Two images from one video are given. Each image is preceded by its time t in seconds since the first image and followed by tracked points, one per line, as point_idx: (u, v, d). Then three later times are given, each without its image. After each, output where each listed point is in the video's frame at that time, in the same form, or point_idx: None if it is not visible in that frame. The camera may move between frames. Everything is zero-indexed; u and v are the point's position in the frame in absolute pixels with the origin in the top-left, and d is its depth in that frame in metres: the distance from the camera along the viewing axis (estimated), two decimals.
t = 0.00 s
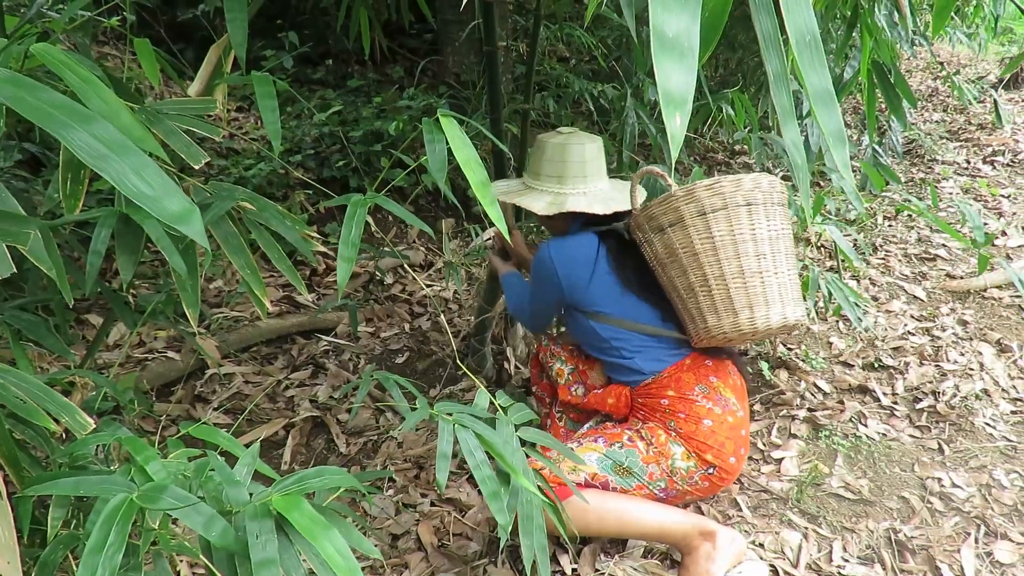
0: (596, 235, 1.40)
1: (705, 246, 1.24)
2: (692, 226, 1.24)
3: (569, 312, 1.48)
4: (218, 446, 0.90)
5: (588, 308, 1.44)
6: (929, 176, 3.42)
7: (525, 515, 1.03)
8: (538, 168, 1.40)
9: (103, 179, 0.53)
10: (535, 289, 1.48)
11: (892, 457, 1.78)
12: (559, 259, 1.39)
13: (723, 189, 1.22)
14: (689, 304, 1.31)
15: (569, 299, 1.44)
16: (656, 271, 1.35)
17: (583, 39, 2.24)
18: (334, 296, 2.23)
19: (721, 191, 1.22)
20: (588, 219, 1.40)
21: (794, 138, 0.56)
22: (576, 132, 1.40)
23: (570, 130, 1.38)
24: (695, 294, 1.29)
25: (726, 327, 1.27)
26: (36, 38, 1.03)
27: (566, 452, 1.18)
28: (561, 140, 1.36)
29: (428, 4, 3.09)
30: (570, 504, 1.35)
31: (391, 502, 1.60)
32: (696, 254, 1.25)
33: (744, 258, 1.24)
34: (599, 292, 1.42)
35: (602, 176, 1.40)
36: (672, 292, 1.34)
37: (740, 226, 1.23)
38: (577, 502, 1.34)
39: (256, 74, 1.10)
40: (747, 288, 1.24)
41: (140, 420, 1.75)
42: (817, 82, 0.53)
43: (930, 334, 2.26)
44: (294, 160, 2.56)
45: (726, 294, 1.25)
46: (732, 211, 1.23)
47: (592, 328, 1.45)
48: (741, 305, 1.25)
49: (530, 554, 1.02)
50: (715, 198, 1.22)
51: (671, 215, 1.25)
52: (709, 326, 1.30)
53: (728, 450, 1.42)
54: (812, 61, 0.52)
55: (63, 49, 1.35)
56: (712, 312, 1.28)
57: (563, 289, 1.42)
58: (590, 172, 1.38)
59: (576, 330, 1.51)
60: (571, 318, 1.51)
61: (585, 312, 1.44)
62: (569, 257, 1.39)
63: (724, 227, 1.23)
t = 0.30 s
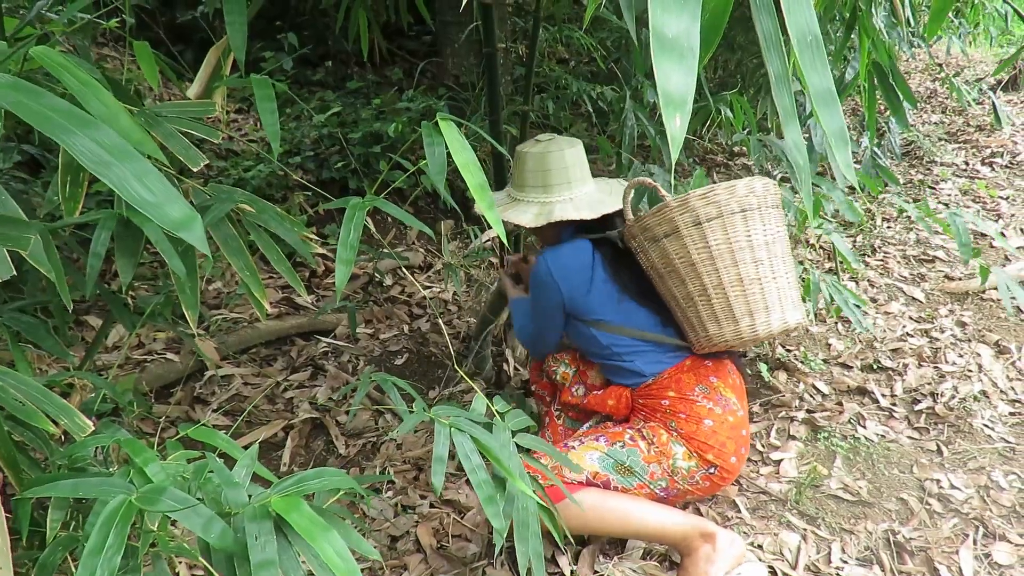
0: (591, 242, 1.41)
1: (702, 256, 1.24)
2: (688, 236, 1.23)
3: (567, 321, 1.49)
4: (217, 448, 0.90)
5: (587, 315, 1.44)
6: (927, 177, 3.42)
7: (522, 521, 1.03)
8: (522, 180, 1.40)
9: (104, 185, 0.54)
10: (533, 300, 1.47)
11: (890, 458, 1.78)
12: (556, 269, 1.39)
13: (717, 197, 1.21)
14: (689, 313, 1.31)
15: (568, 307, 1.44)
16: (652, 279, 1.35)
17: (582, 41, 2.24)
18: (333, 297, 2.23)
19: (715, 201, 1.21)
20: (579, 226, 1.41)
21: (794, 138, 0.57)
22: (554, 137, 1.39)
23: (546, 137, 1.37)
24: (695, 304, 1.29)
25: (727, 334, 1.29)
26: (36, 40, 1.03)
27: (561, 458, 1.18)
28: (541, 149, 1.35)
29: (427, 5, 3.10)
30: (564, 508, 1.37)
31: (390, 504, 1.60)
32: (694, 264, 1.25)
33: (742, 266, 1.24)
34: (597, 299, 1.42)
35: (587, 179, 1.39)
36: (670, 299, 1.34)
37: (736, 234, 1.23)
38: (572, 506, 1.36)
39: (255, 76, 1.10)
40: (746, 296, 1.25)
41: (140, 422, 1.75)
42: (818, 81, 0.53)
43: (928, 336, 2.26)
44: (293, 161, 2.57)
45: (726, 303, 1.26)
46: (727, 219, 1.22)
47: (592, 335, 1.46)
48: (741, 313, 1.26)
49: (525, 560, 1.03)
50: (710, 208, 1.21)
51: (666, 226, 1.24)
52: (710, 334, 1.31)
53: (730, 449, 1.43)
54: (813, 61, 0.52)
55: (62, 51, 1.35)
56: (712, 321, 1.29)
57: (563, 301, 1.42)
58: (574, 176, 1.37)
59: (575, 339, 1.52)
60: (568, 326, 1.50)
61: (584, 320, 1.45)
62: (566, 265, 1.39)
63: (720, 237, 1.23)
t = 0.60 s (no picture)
0: (594, 246, 1.38)
1: (707, 257, 1.23)
2: (692, 236, 1.23)
3: (569, 326, 1.46)
4: (217, 451, 0.90)
5: (591, 320, 1.42)
6: (926, 177, 3.43)
7: (524, 522, 1.03)
8: (521, 188, 1.38)
9: (105, 187, 0.54)
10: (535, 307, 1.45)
11: (890, 458, 1.78)
12: (559, 275, 1.36)
13: (720, 197, 1.21)
14: (695, 315, 1.31)
15: (571, 313, 1.42)
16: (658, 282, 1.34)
17: (581, 42, 2.25)
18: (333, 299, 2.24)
19: (718, 200, 1.20)
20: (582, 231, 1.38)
21: (793, 139, 0.57)
22: (552, 142, 1.37)
23: (543, 143, 1.35)
24: (701, 306, 1.29)
25: (734, 335, 1.28)
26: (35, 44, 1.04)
27: (563, 458, 1.17)
28: (539, 156, 1.33)
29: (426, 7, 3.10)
30: (563, 509, 1.37)
31: (391, 505, 1.60)
32: (699, 265, 1.24)
33: (747, 266, 1.23)
34: (602, 304, 1.40)
35: (587, 184, 1.37)
36: (676, 302, 1.34)
37: (741, 234, 1.22)
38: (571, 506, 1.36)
39: (254, 79, 1.10)
40: (753, 296, 1.24)
41: (140, 425, 1.75)
42: (815, 82, 0.53)
43: (928, 336, 2.26)
44: (292, 163, 2.57)
45: (732, 303, 1.25)
46: (731, 218, 1.21)
47: (596, 340, 1.44)
48: (747, 313, 1.25)
49: (528, 562, 1.03)
50: (713, 207, 1.20)
51: (669, 226, 1.23)
52: (716, 336, 1.30)
53: (734, 455, 1.43)
54: (810, 62, 0.52)
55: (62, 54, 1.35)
56: (719, 322, 1.28)
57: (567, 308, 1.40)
58: (574, 181, 1.35)
59: (579, 343, 1.50)
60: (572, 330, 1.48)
61: (588, 326, 1.43)
62: (569, 270, 1.36)
63: (725, 237, 1.22)
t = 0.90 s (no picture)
0: (606, 260, 1.37)
1: (721, 278, 1.22)
2: (705, 257, 1.22)
3: (580, 340, 1.45)
4: (214, 452, 0.90)
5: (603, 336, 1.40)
6: (923, 178, 3.44)
7: (524, 520, 1.03)
8: (531, 199, 1.39)
9: (100, 192, 0.54)
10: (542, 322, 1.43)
11: (887, 459, 1.78)
12: (571, 290, 1.35)
13: (735, 217, 1.20)
14: (709, 336, 1.31)
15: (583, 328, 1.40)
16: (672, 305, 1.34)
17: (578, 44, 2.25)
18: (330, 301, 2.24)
19: (733, 221, 1.20)
20: (590, 245, 1.39)
21: (789, 144, 0.57)
22: (562, 155, 1.38)
23: (553, 155, 1.36)
24: (715, 327, 1.29)
25: (749, 358, 1.28)
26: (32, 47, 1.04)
27: (564, 457, 1.17)
28: (547, 168, 1.34)
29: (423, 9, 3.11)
30: (570, 511, 1.39)
31: (389, 507, 1.60)
32: (713, 286, 1.24)
33: (762, 287, 1.23)
34: (614, 319, 1.38)
35: (597, 199, 1.38)
36: (689, 322, 1.33)
37: (756, 254, 1.21)
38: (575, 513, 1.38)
39: (251, 81, 1.10)
40: (768, 319, 1.24)
41: (137, 427, 1.75)
42: (811, 86, 0.53)
43: (924, 336, 2.27)
44: (289, 165, 2.57)
45: (747, 326, 1.25)
46: (746, 239, 1.21)
47: (607, 355, 1.43)
48: (763, 336, 1.25)
49: (528, 559, 1.03)
50: (726, 228, 1.20)
51: (683, 247, 1.22)
52: (731, 357, 1.31)
53: (741, 479, 1.44)
54: (807, 65, 0.52)
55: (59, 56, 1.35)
56: (733, 344, 1.28)
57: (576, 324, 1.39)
58: (582, 195, 1.35)
59: (589, 357, 1.49)
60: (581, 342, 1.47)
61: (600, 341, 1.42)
62: (581, 283, 1.35)
63: (740, 258, 1.21)
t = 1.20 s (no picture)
0: (601, 271, 1.35)
1: (713, 290, 1.21)
2: (697, 268, 1.21)
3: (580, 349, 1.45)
4: (213, 454, 0.90)
5: (602, 345, 1.40)
6: (920, 178, 3.44)
7: (523, 521, 1.04)
8: (531, 203, 1.39)
9: (102, 195, 0.54)
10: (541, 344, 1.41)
11: (886, 458, 1.79)
12: (568, 304, 1.34)
13: (725, 227, 1.18)
14: (706, 344, 1.31)
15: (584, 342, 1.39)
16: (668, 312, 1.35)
17: (576, 45, 2.26)
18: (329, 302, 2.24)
19: (723, 232, 1.17)
20: (588, 253, 1.37)
21: (789, 144, 0.57)
22: (565, 159, 1.38)
23: (555, 158, 1.36)
24: (711, 337, 1.29)
25: (745, 368, 1.29)
26: (30, 49, 1.04)
27: (563, 459, 1.17)
28: (548, 172, 1.35)
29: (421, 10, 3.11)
30: (570, 513, 1.40)
31: (388, 508, 1.59)
32: (706, 297, 1.23)
33: (756, 297, 1.21)
34: (612, 328, 1.38)
35: (597, 203, 1.37)
36: (687, 330, 1.34)
37: (748, 263, 1.19)
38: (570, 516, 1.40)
39: (250, 83, 1.10)
40: (764, 328, 1.23)
41: (135, 429, 1.75)
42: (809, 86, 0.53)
43: (923, 336, 2.27)
44: (287, 167, 2.57)
45: (742, 336, 1.25)
46: (737, 249, 1.18)
47: (606, 362, 1.43)
48: (758, 345, 1.25)
49: (527, 560, 1.03)
50: (716, 239, 1.17)
51: (673, 260, 1.21)
52: (728, 367, 1.31)
53: (738, 483, 1.45)
54: (806, 65, 0.52)
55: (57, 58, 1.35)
56: (730, 354, 1.29)
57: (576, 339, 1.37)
58: (582, 200, 1.35)
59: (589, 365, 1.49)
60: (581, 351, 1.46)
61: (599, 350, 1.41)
62: (578, 295, 1.33)
63: (731, 269, 1.20)
